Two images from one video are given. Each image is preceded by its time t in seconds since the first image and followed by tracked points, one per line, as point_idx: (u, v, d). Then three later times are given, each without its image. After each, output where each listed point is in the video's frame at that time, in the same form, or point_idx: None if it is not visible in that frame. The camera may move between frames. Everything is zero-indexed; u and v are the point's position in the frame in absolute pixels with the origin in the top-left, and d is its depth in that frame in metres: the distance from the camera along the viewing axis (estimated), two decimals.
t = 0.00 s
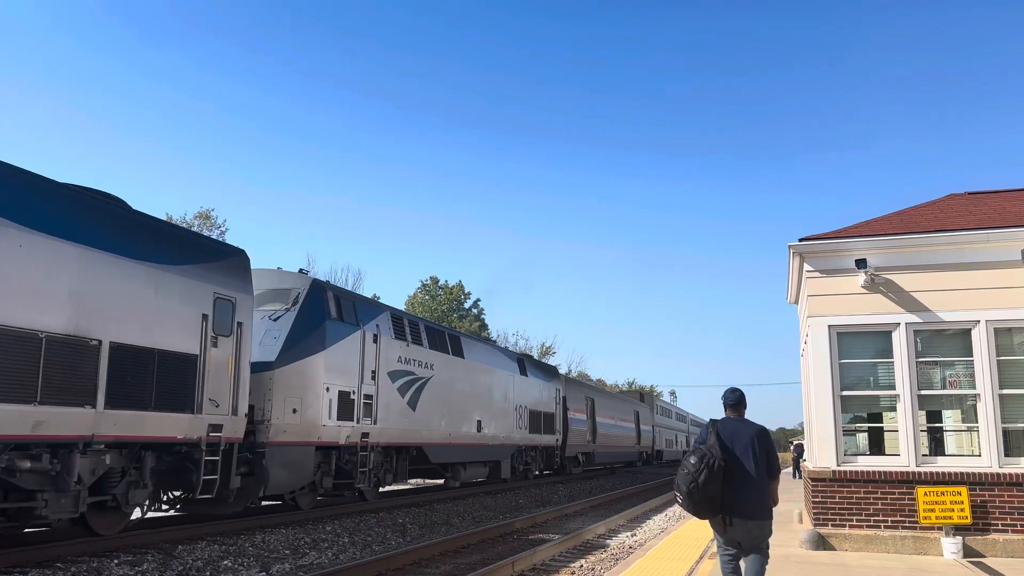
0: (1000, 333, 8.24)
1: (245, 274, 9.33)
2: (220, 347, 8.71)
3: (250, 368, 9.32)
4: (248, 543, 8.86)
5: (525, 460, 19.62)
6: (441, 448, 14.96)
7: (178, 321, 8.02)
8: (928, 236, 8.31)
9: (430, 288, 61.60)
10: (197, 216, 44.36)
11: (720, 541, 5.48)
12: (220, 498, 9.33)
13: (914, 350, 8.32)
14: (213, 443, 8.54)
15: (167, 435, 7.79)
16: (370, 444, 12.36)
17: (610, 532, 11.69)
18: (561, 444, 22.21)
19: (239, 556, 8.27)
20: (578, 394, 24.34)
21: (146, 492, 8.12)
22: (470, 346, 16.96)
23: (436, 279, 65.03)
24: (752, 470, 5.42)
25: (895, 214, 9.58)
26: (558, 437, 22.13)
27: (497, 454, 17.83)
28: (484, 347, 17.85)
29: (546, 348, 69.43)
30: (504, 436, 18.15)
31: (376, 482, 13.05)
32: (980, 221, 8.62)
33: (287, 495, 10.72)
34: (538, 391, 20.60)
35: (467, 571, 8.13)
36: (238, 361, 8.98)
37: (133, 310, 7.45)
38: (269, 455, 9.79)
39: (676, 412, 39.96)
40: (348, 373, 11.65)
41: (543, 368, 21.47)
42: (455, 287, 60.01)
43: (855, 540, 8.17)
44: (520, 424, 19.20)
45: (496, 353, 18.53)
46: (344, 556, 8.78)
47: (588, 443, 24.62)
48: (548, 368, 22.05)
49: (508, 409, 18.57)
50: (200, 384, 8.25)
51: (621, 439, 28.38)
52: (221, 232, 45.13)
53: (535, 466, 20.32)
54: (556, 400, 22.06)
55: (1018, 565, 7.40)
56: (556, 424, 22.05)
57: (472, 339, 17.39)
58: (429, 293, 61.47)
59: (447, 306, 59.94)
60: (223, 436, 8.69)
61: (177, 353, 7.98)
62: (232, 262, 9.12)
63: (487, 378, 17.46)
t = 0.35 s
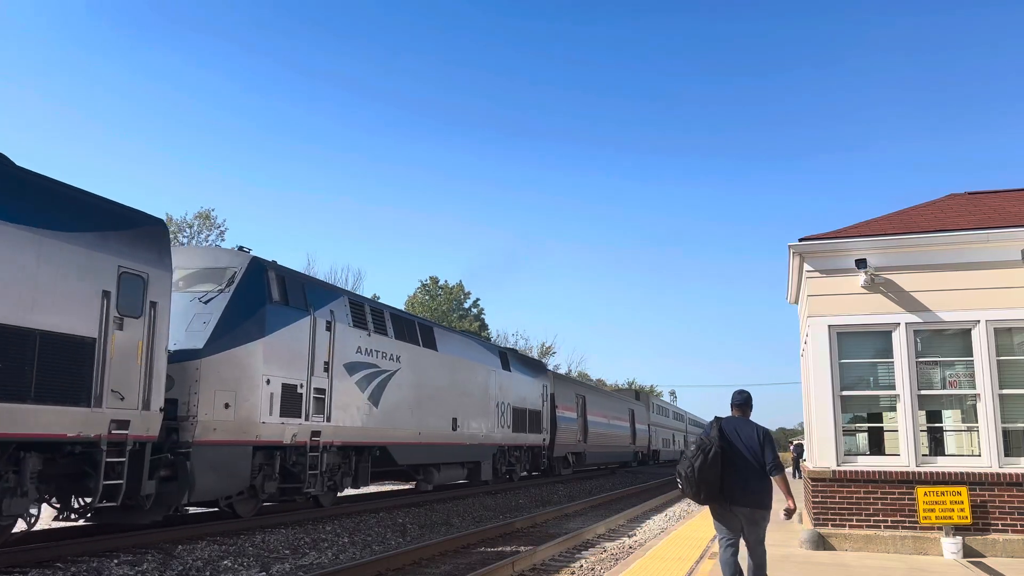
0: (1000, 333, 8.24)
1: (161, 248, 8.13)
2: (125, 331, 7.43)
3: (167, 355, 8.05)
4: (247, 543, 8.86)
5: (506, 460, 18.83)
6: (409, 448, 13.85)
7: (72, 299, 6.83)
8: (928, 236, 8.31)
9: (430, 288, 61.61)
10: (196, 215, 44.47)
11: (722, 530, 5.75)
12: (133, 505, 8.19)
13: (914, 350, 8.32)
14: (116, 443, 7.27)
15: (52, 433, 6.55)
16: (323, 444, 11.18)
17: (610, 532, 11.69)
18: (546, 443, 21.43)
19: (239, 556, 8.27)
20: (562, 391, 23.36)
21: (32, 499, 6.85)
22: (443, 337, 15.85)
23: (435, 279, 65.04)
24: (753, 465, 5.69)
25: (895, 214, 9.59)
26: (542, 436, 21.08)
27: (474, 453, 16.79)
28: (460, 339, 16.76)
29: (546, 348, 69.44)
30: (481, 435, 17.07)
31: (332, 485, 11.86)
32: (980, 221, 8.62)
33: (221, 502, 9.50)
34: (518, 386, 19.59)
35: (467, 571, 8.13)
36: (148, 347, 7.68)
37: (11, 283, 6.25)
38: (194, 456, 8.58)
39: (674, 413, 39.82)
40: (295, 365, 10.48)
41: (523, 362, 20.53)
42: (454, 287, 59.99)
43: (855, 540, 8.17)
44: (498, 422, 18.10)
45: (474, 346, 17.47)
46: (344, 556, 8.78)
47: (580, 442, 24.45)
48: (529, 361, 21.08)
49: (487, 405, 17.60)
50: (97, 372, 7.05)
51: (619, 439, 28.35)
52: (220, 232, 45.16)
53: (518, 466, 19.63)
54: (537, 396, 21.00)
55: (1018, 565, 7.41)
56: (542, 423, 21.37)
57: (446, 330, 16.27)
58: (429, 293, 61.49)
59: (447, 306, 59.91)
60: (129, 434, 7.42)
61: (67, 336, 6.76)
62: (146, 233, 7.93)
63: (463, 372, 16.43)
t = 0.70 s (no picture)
0: (1000, 333, 8.24)
1: (48, 213, 6.81)
2: None
3: (54, 339, 6.66)
4: (247, 543, 8.86)
5: (485, 461, 17.76)
6: (370, 448, 12.63)
7: None
8: (928, 236, 8.31)
9: (430, 288, 61.64)
10: (195, 215, 44.58)
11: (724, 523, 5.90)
12: (19, 516, 6.72)
13: (914, 350, 8.32)
14: None
15: None
16: (265, 444, 9.93)
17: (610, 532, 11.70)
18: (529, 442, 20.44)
19: (239, 556, 8.27)
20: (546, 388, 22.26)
21: None
22: (410, 328, 14.57)
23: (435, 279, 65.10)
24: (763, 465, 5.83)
25: (895, 214, 9.59)
26: (523, 434, 19.90)
27: (446, 454, 15.63)
28: (431, 331, 15.48)
29: (547, 348, 69.50)
30: (453, 434, 15.85)
31: (278, 489, 10.71)
32: (979, 221, 8.62)
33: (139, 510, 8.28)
34: (494, 382, 18.38)
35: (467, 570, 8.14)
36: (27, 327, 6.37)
37: None
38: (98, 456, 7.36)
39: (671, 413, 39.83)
40: (228, 353, 9.23)
41: (501, 355, 19.37)
42: (454, 287, 59.98)
43: (855, 540, 8.17)
44: (472, 420, 16.87)
45: (446, 338, 16.22)
46: (344, 556, 8.78)
47: (572, 442, 24.05)
48: (508, 354, 19.93)
49: (464, 401, 16.54)
50: None
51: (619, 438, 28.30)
52: (219, 232, 45.20)
53: (499, 467, 18.61)
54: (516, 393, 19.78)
55: (1018, 565, 7.41)
56: (526, 421, 20.32)
57: (414, 320, 14.99)
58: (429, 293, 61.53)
59: (448, 306, 59.89)
60: None
61: None
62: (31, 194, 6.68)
63: (434, 365, 15.22)
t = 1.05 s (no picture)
0: (1000, 333, 8.24)
1: None
2: None
3: None
4: (247, 544, 8.85)
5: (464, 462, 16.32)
6: (327, 450, 11.04)
7: None
8: (927, 236, 8.31)
9: (430, 288, 61.63)
10: (195, 215, 44.57)
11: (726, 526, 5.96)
12: None
13: (914, 350, 8.32)
14: None
15: None
16: (194, 443, 8.45)
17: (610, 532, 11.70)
18: (516, 442, 19.12)
19: (239, 556, 8.27)
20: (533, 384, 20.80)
21: None
22: (376, 316, 12.93)
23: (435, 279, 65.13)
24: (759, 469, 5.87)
25: (895, 214, 9.59)
26: (507, 433, 18.32)
27: (420, 457, 14.10)
28: (400, 320, 13.85)
29: (547, 348, 69.51)
30: (427, 433, 14.24)
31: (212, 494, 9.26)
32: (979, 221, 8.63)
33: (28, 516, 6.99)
34: (474, 378, 16.78)
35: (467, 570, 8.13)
36: None
37: None
38: None
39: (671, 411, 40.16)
40: (142, 337, 7.78)
41: (484, 348, 17.87)
42: (454, 287, 59.91)
43: (855, 540, 8.17)
44: (449, 418, 15.27)
45: (420, 328, 14.58)
46: (344, 556, 8.78)
47: (565, 442, 23.25)
48: (490, 348, 18.42)
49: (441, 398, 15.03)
50: None
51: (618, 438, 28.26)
52: (219, 232, 45.18)
53: (479, 469, 17.16)
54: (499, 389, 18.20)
55: (1018, 565, 7.41)
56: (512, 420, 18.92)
57: (380, 306, 13.33)
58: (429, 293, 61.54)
59: (447, 306, 59.87)
60: None
61: None
62: None
63: (405, 356, 13.62)
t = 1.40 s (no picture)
0: (1000, 332, 8.23)
1: None
2: None
3: None
4: (247, 543, 8.85)
5: (440, 464, 15.10)
6: (273, 451, 9.78)
7: None
8: (927, 236, 8.31)
9: (430, 288, 61.64)
10: (196, 215, 44.57)
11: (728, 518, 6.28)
12: None
13: (914, 350, 8.32)
14: None
15: None
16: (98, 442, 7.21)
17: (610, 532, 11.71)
18: (499, 441, 17.95)
19: (239, 556, 8.26)
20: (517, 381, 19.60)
21: None
22: (337, 302, 11.63)
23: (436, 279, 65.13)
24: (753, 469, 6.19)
25: (894, 215, 9.59)
26: (487, 431, 17.07)
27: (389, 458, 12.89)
28: (366, 307, 12.56)
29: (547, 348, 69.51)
30: (396, 432, 12.97)
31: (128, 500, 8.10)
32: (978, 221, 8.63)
33: None
34: (452, 373, 15.47)
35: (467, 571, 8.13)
36: None
37: None
38: None
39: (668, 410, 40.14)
40: (33, 319, 6.56)
41: (464, 342, 16.65)
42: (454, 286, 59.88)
43: (855, 540, 8.17)
44: (422, 415, 14.00)
45: (390, 318, 13.28)
46: (344, 556, 8.77)
47: (554, 442, 22.51)
48: (471, 342, 17.17)
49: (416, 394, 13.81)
50: None
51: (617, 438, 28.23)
52: (219, 231, 45.10)
53: (458, 471, 15.97)
54: (479, 385, 16.91)
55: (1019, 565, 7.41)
56: (495, 419, 17.73)
57: (343, 293, 12.03)
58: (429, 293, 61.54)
59: (447, 306, 59.87)
60: None
61: None
62: None
63: (370, 349, 12.32)
